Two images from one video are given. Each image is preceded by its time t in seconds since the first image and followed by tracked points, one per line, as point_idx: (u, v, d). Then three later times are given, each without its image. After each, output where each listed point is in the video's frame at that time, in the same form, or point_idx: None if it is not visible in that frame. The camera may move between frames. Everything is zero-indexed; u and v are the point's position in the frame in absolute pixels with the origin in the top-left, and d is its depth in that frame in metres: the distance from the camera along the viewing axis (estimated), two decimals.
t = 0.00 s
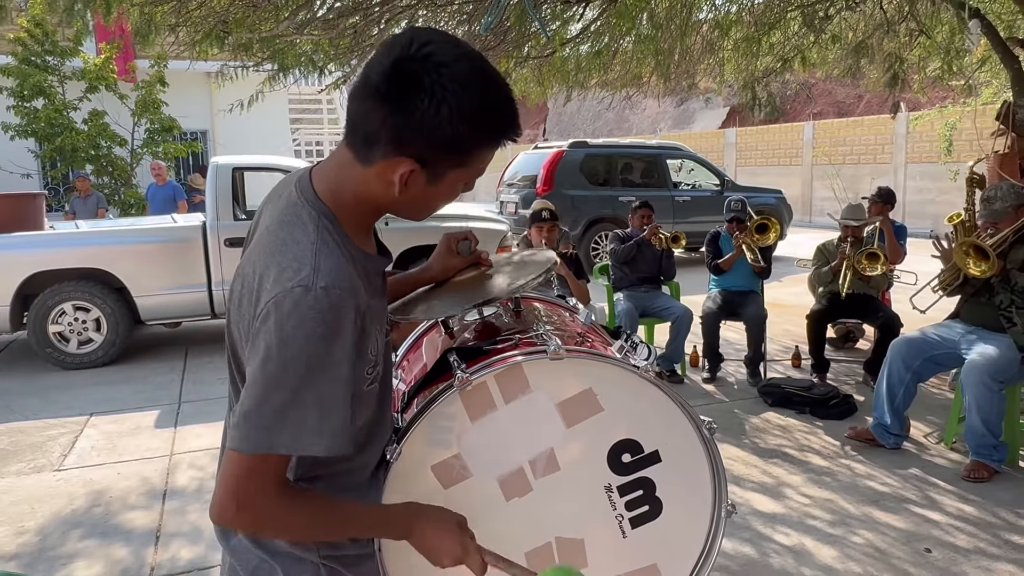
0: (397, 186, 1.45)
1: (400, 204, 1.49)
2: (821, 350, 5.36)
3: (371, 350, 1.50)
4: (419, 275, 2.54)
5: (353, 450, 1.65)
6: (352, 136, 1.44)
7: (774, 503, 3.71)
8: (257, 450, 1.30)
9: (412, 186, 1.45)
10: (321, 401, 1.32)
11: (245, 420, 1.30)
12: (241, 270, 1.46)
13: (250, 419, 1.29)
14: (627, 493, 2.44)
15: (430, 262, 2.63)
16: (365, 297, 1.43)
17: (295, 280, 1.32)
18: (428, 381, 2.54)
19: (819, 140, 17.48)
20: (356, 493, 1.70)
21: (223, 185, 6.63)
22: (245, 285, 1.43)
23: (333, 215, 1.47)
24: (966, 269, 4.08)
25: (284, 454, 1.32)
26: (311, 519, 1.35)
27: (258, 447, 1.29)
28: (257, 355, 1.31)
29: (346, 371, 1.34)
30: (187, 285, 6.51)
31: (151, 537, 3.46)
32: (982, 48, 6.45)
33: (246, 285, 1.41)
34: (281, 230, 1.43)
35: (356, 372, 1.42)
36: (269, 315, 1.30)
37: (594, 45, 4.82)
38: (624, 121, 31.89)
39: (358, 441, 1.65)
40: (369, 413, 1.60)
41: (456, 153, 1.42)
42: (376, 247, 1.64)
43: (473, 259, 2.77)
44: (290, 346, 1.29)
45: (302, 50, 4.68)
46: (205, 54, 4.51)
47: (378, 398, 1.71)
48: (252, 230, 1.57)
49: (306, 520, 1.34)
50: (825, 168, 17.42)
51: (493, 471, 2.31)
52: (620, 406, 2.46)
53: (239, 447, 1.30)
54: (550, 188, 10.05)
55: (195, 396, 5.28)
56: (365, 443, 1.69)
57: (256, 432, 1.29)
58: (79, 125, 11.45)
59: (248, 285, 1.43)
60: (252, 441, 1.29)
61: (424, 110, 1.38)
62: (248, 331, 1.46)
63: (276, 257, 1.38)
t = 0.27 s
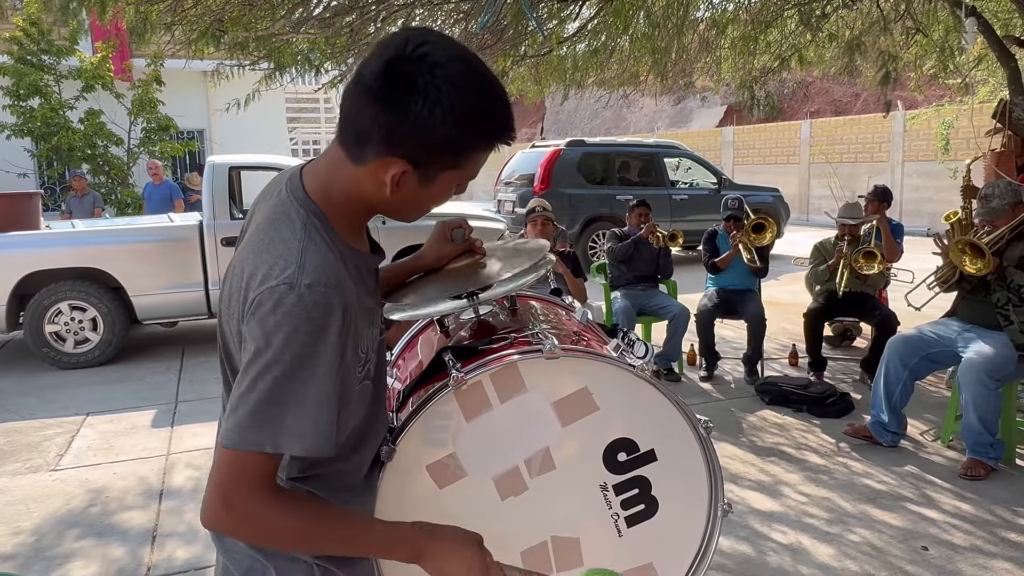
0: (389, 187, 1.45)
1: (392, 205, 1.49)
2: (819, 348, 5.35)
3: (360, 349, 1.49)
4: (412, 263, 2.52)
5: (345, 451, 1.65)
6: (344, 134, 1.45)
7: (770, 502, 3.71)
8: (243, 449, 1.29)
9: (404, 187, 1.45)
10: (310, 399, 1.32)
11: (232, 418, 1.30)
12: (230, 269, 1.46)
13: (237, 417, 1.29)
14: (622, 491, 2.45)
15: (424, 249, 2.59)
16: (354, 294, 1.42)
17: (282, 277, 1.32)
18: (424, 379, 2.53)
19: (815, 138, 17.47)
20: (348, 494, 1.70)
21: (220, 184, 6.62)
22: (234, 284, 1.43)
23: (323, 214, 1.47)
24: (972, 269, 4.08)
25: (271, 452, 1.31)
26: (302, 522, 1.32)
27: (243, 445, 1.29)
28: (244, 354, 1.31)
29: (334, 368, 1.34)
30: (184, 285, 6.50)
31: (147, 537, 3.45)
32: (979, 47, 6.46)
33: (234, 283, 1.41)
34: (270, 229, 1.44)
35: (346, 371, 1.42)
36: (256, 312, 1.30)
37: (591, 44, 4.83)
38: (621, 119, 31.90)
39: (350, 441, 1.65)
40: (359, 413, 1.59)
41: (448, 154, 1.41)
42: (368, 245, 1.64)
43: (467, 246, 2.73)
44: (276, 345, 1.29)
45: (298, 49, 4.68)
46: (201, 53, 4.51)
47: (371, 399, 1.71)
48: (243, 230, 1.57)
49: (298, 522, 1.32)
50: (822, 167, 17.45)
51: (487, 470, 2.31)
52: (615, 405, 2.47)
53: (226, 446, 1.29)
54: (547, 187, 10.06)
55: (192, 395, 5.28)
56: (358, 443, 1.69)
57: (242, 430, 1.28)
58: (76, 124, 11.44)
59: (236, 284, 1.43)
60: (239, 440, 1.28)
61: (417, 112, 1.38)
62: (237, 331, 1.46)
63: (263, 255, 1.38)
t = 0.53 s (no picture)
0: (385, 183, 1.46)
1: (388, 201, 1.50)
2: (817, 347, 5.36)
3: (360, 346, 1.50)
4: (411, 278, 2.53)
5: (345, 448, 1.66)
6: (339, 132, 1.45)
7: (770, 501, 3.72)
8: (252, 454, 1.31)
9: (400, 182, 1.46)
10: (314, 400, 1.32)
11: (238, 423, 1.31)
12: (229, 269, 1.46)
13: (244, 423, 1.30)
14: (622, 492, 2.44)
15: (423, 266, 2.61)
16: (354, 293, 1.43)
17: (283, 279, 1.32)
18: (421, 379, 2.55)
19: (814, 137, 17.47)
20: (349, 490, 1.72)
21: (218, 185, 6.62)
22: (233, 285, 1.43)
23: (320, 212, 1.47)
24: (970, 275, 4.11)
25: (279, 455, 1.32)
26: (300, 518, 1.38)
27: (252, 450, 1.30)
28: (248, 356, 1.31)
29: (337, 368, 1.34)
30: (182, 285, 6.50)
31: (146, 537, 3.45)
32: (977, 46, 6.47)
33: (234, 284, 1.41)
34: (269, 229, 1.43)
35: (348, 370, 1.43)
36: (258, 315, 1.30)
37: (589, 44, 4.83)
38: (620, 119, 31.90)
39: (351, 437, 1.67)
40: (360, 409, 1.60)
41: (443, 150, 1.43)
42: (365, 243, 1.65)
43: (465, 261, 2.73)
44: (280, 347, 1.29)
45: (296, 49, 4.68)
46: (199, 53, 4.51)
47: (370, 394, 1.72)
48: (240, 227, 1.57)
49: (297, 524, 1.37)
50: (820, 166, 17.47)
51: (485, 469, 2.31)
52: (614, 404, 2.47)
53: (234, 451, 1.30)
54: (546, 187, 10.06)
55: (191, 395, 5.27)
56: (357, 440, 1.70)
57: (249, 435, 1.30)
58: (74, 124, 11.44)
59: (235, 284, 1.43)
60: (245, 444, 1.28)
61: (411, 107, 1.38)
62: (237, 331, 1.46)
63: (264, 257, 1.38)
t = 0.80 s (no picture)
0: (386, 186, 1.46)
1: (387, 204, 1.51)
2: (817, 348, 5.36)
3: (357, 346, 1.50)
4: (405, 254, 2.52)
5: (343, 452, 1.65)
6: (340, 135, 1.45)
7: (770, 502, 3.71)
8: (245, 450, 1.29)
9: (401, 187, 1.46)
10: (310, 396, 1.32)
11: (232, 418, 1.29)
12: (226, 269, 1.46)
13: (237, 418, 1.29)
14: (620, 493, 2.45)
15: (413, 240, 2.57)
16: (350, 291, 1.43)
17: (278, 275, 1.32)
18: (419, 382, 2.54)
19: (813, 138, 17.46)
20: (345, 496, 1.70)
21: (218, 186, 6.62)
22: (229, 285, 1.44)
23: (318, 212, 1.48)
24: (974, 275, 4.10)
25: (272, 453, 1.30)
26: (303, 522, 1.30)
27: (246, 446, 1.28)
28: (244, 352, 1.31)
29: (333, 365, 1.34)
30: (182, 286, 6.50)
31: (145, 539, 3.45)
32: (976, 46, 6.47)
33: (230, 283, 1.41)
34: (265, 228, 1.44)
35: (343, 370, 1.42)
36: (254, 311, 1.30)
37: (589, 44, 4.84)
38: (619, 120, 31.92)
39: (347, 443, 1.65)
40: (357, 410, 1.59)
41: (444, 155, 1.42)
42: (362, 244, 1.65)
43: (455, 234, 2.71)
44: (275, 342, 1.29)
45: (295, 49, 4.68)
46: (199, 54, 4.51)
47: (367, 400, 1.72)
48: (237, 230, 1.58)
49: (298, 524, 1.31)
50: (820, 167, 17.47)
51: (484, 471, 2.31)
52: (612, 405, 2.47)
53: (227, 447, 1.29)
54: (546, 188, 10.06)
55: (190, 396, 5.27)
56: (355, 443, 1.70)
57: (243, 430, 1.28)
58: (74, 125, 11.44)
59: (232, 283, 1.43)
60: (241, 441, 1.28)
61: (415, 112, 1.38)
62: (234, 331, 1.47)
63: (259, 255, 1.38)
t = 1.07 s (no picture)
0: (389, 186, 1.47)
1: (390, 203, 1.52)
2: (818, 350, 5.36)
3: (356, 348, 1.51)
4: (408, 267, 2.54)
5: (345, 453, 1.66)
6: (342, 136, 1.47)
7: (771, 504, 3.71)
8: (245, 456, 1.31)
9: (403, 185, 1.48)
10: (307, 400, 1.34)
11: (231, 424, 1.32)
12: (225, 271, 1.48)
13: (237, 424, 1.31)
14: (621, 495, 2.45)
15: (419, 254, 2.61)
16: (348, 294, 1.44)
17: (275, 279, 1.34)
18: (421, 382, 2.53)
19: (814, 139, 17.46)
20: (348, 496, 1.71)
21: (219, 189, 6.62)
22: (227, 287, 1.45)
23: (320, 215, 1.50)
24: (960, 268, 4.09)
25: (271, 457, 1.33)
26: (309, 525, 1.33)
27: (245, 453, 1.31)
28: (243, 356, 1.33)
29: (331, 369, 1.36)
30: (183, 288, 6.50)
31: (146, 541, 3.45)
32: (977, 47, 6.47)
33: (229, 286, 1.42)
34: (264, 230, 1.45)
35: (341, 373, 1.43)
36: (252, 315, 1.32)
37: (589, 46, 4.84)
38: (620, 121, 31.93)
39: (348, 444, 1.66)
40: (358, 410, 1.61)
41: (447, 151, 1.44)
42: (363, 246, 1.66)
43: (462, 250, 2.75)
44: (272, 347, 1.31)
45: (296, 51, 4.69)
46: (199, 57, 4.52)
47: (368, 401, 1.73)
48: (237, 231, 1.59)
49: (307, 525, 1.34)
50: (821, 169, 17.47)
51: (485, 474, 2.30)
52: (614, 408, 2.47)
53: (226, 453, 1.31)
54: (546, 189, 10.06)
55: (191, 398, 5.28)
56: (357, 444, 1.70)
57: (243, 437, 1.30)
58: (75, 127, 11.46)
59: (230, 286, 1.44)
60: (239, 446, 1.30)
61: (417, 109, 1.40)
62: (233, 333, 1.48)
63: (257, 257, 1.40)
